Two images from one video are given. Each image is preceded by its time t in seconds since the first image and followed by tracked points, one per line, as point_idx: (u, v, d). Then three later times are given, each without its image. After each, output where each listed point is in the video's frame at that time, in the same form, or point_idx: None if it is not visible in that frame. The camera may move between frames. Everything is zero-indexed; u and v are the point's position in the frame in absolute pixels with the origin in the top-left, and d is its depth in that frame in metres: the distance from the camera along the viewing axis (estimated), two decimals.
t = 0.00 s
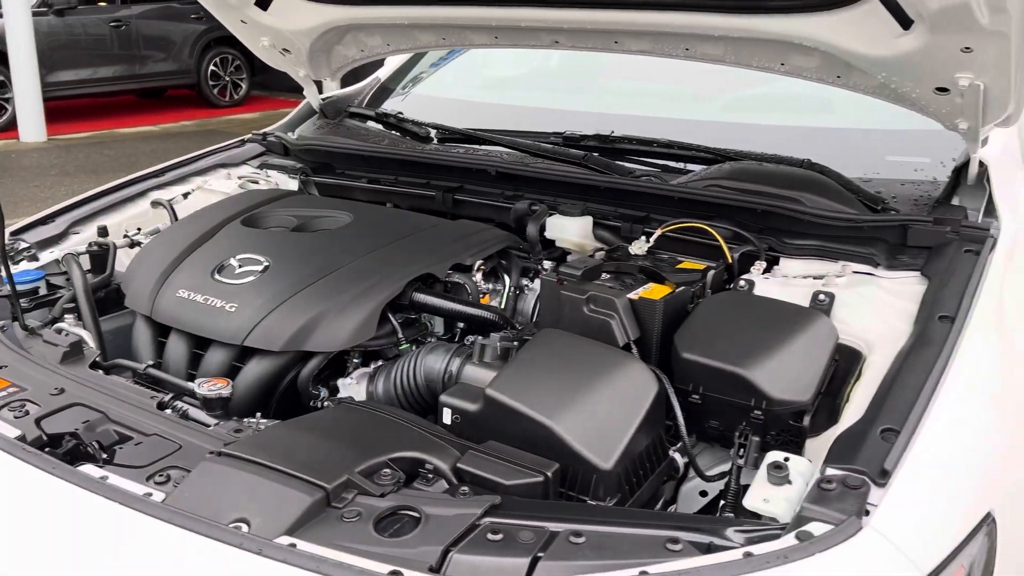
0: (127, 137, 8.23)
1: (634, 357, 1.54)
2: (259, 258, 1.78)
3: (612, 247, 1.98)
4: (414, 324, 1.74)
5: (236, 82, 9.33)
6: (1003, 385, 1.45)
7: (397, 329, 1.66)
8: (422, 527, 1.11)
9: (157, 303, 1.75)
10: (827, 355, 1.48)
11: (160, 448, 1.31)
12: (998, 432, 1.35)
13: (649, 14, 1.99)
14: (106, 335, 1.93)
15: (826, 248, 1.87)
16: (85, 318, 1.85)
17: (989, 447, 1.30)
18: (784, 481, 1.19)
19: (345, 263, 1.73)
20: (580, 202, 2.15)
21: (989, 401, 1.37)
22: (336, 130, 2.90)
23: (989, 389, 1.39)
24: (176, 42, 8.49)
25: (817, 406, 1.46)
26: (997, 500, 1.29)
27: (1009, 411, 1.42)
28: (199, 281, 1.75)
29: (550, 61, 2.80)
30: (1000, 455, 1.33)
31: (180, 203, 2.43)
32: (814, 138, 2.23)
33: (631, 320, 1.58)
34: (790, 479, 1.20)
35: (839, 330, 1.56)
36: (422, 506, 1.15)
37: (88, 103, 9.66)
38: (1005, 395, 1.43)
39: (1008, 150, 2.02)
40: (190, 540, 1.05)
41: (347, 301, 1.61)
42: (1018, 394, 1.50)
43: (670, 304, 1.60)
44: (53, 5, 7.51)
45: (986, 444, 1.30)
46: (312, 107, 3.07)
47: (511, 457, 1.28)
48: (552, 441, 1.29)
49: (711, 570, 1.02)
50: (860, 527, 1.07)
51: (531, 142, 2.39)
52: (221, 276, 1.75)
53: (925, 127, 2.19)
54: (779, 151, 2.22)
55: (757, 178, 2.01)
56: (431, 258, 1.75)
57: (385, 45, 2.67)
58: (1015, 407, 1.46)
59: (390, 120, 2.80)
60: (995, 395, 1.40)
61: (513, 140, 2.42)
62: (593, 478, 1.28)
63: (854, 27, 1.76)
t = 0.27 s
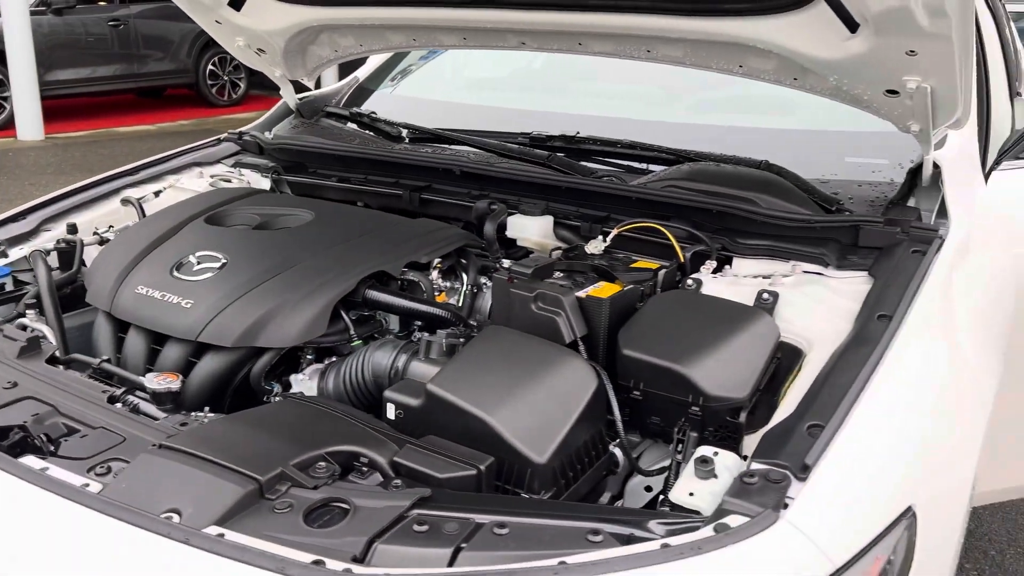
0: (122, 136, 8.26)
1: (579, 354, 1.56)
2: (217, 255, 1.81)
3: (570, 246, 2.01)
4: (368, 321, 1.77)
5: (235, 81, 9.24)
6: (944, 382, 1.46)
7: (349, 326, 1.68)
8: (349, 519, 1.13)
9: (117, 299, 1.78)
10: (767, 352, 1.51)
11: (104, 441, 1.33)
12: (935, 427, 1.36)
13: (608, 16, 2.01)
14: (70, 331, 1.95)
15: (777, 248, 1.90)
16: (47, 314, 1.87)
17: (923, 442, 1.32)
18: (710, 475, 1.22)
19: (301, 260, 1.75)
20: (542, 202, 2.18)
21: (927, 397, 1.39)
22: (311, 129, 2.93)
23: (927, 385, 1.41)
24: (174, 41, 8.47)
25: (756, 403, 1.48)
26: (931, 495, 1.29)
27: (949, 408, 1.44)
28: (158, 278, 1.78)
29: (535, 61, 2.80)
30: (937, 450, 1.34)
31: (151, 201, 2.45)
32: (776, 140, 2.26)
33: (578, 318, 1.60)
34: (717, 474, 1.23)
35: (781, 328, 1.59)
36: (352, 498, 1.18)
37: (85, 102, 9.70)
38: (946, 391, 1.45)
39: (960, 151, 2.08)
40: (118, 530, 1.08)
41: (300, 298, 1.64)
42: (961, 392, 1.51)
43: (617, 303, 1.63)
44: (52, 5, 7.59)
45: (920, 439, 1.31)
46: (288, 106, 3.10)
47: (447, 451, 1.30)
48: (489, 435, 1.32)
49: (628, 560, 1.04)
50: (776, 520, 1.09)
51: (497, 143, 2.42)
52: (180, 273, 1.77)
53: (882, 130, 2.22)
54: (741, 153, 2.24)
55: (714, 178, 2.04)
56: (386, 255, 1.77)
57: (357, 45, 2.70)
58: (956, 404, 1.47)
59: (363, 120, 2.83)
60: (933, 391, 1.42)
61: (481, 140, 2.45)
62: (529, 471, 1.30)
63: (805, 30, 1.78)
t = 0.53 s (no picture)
0: (122, 130, 8.30)
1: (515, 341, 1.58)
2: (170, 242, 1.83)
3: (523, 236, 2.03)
4: (315, 307, 1.79)
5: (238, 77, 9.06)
6: (876, 369, 1.47)
7: (293, 311, 1.70)
8: (264, 495, 1.16)
9: (71, 284, 1.81)
10: (699, 340, 1.53)
11: (38, 419, 1.36)
12: (859, 413, 1.38)
13: (563, 9, 2.03)
14: (29, 316, 1.99)
15: (723, 239, 1.92)
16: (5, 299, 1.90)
17: (843, 427, 1.33)
18: (624, 456, 1.24)
19: (251, 247, 1.78)
20: (501, 192, 2.20)
21: (852, 383, 1.40)
22: (284, 120, 2.96)
23: (854, 372, 1.42)
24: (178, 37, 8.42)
25: (686, 389, 1.50)
26: (851, 478, 1.30)
27: (879, 394, 1.45)
28: (111, 264, 1.80)
29: (519, 58, 2.77)
30: (859, 436, 1.35)
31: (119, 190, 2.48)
32: (734, 133, 2.28)
33: (517, 305, 1.61)
34: (631, 455, 1.25)
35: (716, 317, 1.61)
36: (269, 476, 1.20)
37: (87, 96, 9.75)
38: (876, 378, 1.46)
39: (913, 147, 2.09)
40: (34, 503, 1.10)
41: (245, 283, 1.66)
42: (896, 378, 1.52)
43: (557, 290, 1.65)
44: None
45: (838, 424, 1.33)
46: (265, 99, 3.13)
47: (370, 433, 1.33)
48: (414, 417, 1.34)
49: (528, 537, 1.07)
50: (678, 499, 1.11)
51: (461, 134, 2.44)
52: (132, 259, 1.80)
53: (838, 125, 2.24)
54: (699, 145, 2.26)
55: (667, 170, 2.06)
56: (335, 243, 1.80)
57: (328, 38, 2.73)
58: (888, 391, 1.48)
59: (335, 112, 2.86)
60: (861, 378, 1.43)
61: (445, 132, 2.47)
62: (451, 453, 1.32)
63: (750, 22, 1.80)
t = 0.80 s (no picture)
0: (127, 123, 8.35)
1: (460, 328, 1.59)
2: (130, 228, 1.86)
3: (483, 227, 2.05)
4: (270, 294, 1.82)
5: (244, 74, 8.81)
6: (808, 360, 1.50)
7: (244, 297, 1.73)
8: (189, 472, 1.18)
9: (32, 269, 1.84)
10: (639, 328, 1.54)
11: None
12: (785, 402, 1.41)
13: (525, 0, 2.05)
14: None
15: (678, 230, 1.94)
16: None
17: (766, 416, 1.36)
18: (549, 439, 1.26)
19: (208, 233, 1.80)
20: (467, 183, 2.21)
21: (780, 374, 1.43)
22: (264, 111, 2.99)
23: (783, 363, 1.45)
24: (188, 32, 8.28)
25: (624, 376, 1.51)
26: (773, 464, 1.32)
27: (810, 385, 1.47)
28: (71, 249, 1.83)
29: (511, 52, 2.72)
30: (784, 425, 1.38)
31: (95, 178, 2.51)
32: (699, 127, 2.29)
33: (464, 293, 1.62)
34: (556, 438, 1.27)
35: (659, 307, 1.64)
36: (196, 454, 1.22)
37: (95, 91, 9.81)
38: (807, 369, 1.49)
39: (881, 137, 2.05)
40: None
41: (198, 269, 1.69)
42: (833, 369, 1.54)
43: (505, 279, 1.66)
44: None
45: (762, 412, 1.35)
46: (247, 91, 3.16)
47: (304, 415, 1.35)
48: (348, 400, 1.36)
49: (439, 515, 1.09)
50: (590, 479, 1.13)
51: (432, 126, 2.47)
52: (92, 245, 1.83)
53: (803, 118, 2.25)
54: (665, 138, 2.27)
55: (627, 161, 2.09)
56: (291, 231, 1.82)
57: (305, 30, 2.75)
58: (822, 383, 1.50)
59: (312, 103, 2.88)
60: (790, 368, 1.46)
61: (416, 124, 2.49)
62: (384, 436, 1.34)
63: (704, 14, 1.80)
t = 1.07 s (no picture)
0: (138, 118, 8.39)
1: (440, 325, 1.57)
2: (116, 222, 1.86)
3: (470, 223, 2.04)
4: (254, 289, 1.82)
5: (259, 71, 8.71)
6: (789, 360, 1.48)
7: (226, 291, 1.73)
8: (155, 467, 1.18)
9: (18, 262, 1.84)
10: (620, 327, 1.52)
11: None
12: (763, 403, 1.39)
13: None
14: None
15: (666, 228, 1.92)
16: None
17: (743, 417, 1.35)
18: (520, 438, 1.25)
19: (192, 227, 1.80)
20: (458, 178, 2.20)
21: (759, 375, 1.42)
22: (261, 106, 2.99)
23: (763, 363, 1.44)
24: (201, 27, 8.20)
25: (602, 375, 1.50)
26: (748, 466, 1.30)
27: (791, 386, 1.46)
28: (57, 242, 1.83)
29: (516, 49, 2.67)
30: (761, 426, 1.37)
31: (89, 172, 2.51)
32: (693, 124, 2.26)
33: (446, 289, 1.61)
34: (527, 437, 1.26)
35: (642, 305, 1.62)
36: (164, 449, 1.22)
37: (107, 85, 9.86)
38: (789, 370, 1.47)
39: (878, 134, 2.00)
40: None
41: (180, 263, 1.68)
42: (816, 370, 1.52)
43: (488, 275, 1.65)
44: None
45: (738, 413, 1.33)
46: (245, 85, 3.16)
47: (276, 411, 1.34)
48: (321, 396, 1.35)
49: (402, 514, 1.07)
50: (556, 479, 1.12)
51: (425, 121, 2.45)
52: (77, 238, 1.82)
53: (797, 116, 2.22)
54: (658, 135, 2.25)
55: (617, 158, 2.07)
56: (275, 226, 1.82)
57: (302, 24, 2.74)
58: (804, 384, 1.48)
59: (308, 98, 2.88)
60: (770, 369, 1.44)
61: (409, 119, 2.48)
62: (356, 433, 1.33)
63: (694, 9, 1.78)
